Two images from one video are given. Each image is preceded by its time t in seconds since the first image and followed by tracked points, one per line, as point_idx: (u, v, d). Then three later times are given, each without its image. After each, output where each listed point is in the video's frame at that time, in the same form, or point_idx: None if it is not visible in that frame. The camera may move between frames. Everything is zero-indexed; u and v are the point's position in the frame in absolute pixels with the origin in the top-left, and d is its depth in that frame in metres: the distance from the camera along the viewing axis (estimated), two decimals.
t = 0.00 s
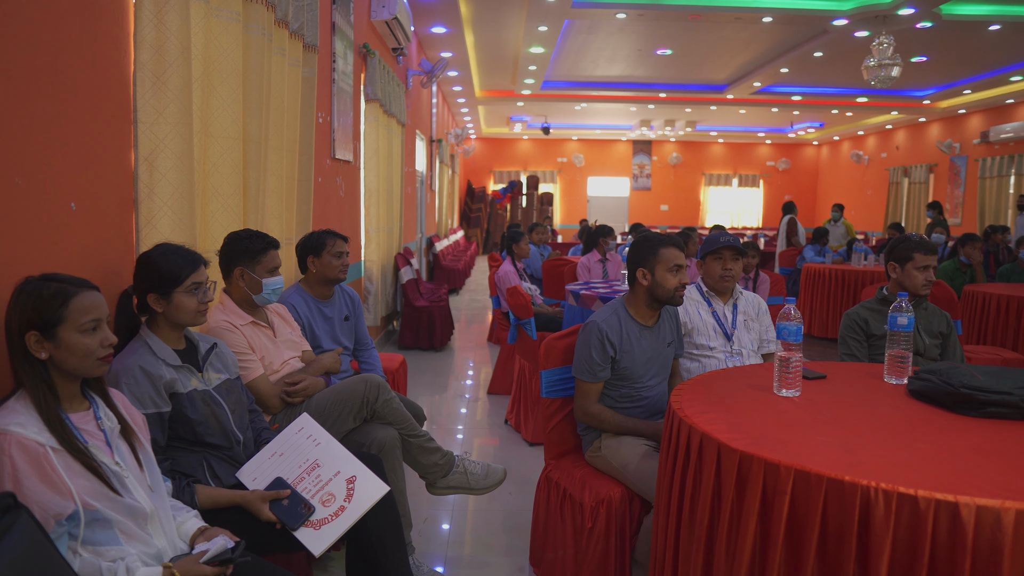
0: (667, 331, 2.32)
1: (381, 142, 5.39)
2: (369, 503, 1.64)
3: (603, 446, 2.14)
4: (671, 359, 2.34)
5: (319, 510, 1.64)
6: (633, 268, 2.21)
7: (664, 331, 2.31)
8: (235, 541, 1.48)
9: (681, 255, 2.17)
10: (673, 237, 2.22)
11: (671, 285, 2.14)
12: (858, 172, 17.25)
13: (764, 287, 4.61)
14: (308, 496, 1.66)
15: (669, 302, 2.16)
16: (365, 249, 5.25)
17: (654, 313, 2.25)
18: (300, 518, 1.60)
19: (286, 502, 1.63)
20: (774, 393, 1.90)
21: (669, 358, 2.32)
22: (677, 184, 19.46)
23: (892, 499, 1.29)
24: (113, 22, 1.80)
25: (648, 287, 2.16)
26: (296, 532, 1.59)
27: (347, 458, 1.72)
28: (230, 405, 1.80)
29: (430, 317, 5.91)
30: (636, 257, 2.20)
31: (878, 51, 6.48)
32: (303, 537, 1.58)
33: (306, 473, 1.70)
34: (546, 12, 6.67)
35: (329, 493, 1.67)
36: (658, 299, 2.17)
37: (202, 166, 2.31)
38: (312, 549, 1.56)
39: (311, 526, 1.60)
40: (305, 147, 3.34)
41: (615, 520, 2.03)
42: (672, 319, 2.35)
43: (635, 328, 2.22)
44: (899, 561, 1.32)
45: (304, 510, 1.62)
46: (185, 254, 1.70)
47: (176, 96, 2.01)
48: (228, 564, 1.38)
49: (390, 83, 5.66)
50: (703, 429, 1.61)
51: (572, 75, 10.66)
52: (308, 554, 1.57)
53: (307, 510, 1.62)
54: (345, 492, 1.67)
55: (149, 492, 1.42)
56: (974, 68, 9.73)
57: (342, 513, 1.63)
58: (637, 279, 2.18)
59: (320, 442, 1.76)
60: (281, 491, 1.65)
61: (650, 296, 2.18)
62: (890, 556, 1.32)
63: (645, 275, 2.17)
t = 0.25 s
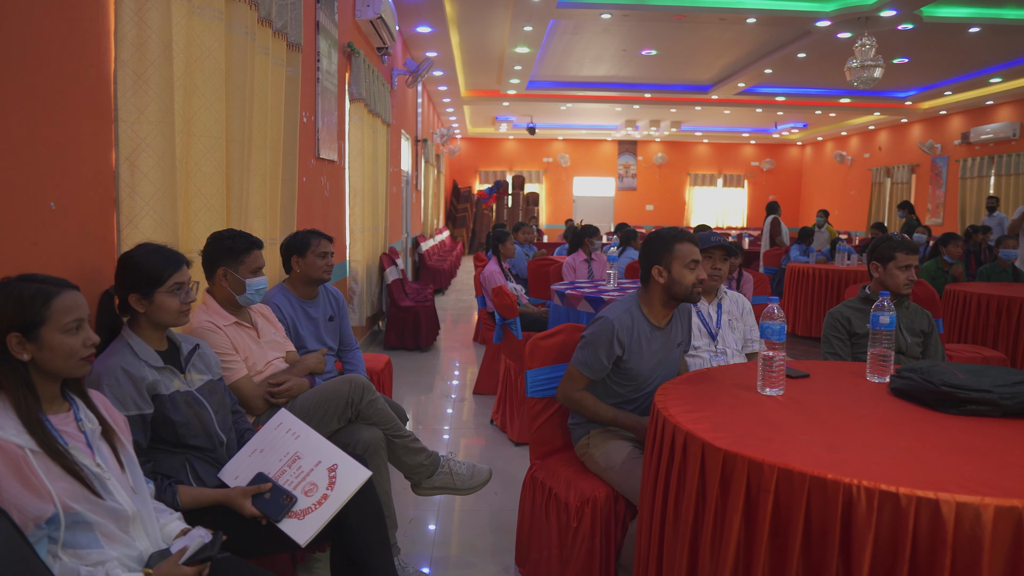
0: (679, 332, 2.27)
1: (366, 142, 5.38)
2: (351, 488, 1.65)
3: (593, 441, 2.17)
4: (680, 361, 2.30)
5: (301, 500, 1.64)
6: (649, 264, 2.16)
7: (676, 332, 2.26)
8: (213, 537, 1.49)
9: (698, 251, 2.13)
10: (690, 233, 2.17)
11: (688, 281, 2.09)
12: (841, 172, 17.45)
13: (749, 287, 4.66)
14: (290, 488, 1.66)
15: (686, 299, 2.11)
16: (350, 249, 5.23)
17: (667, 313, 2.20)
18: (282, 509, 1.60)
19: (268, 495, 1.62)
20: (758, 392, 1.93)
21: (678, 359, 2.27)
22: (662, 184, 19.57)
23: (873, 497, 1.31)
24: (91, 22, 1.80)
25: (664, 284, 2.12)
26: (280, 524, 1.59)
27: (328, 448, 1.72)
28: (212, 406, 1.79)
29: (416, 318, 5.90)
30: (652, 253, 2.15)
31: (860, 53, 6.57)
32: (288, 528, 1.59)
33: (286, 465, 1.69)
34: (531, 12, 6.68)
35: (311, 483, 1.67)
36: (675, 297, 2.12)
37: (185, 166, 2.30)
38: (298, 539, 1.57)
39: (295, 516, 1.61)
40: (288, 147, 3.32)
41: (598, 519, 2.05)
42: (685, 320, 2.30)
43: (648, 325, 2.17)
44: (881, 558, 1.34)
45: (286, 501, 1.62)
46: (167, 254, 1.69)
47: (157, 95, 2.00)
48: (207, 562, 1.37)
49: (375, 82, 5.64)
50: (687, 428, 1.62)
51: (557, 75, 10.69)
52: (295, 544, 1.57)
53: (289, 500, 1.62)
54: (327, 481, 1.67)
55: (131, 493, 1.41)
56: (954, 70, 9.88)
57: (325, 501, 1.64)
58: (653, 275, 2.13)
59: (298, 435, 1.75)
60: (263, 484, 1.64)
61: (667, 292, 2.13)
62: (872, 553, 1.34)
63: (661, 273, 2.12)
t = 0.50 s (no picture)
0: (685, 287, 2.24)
1: (353, 142, 5.36)
2: (332, 480, 1.63)
3: (590, 406, 2.18)
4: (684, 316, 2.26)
5: (283, 495, 1.63)
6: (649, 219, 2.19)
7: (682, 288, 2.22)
8: (196, 536, 1.48)
9: (695, 199, 2.12)
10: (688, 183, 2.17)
11: (682, 228, 2.08)
12: (826, 173, 17.63)
13: (734, 286, 4.70)
14: (273, 483, 1.66)
15: (682, 246, 2.09)
16: (337, 250, 5.22)
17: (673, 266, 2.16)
18: (265, 507, 1.61)
19: (251, 493, 1.62)
20: (743, 390, 1.95)
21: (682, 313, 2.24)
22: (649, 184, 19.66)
23: (858, 494, 1.33)
24: (75, 21, 1.80)
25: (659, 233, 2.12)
26: (263, 520, 1.60)
27: (308, 440, 1.69)
28: (198, 407, 1.79)
29: (403, 318, 5.89)
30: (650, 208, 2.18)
31: (845, 54, 6.65)
32: (270, 524, 1.59)
33: (269, 461, 1.68)
34: (517, 12, 6.70)
35: (293, 477, 1.65)
36: (673, 246, 2.09)
37: (169, 166, 2.28)
38: (281, 535, 1.57)
39: (278, 512, 1.61)
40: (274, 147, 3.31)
41: (585, 518, 2.07)
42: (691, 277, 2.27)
43: (653, 276, 2.13)
44: (865, 554, 1.37)
45: (269, 497, 1.62)
46: (151, 254, 1.68)
47: (141, 95, 2.00)
48: (192, 562, 1.38)
49: (362, 82, 5.63)
50: (672, 427, 1.65)
51: (544, 76, 10.72)
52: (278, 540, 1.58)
53: (271, 497, 1.62)
54: (308, 474, 1.65)
55: (116, 495, 1.40)
56: (937, 71, 10.03)
57: (307, 495, 1.62)
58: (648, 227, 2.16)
59: (280, 428, 1.72)
60: (246, 483, 1.64)
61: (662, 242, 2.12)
62: (856, 549, 1.36)
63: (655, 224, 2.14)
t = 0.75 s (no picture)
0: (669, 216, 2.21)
1: (341, 142, 5.36)
2: (314, 475, 1.62)
3: (597, 368, 2.10)
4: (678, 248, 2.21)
5: (268, 493, 1.64)
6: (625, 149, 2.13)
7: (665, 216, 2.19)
8: (184, 538, 1.49)
9: (675, 128, 2.04)
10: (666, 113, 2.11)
11: (660, 158, 2.03)
12: (813, 173, 17.80)
13: (722, 286, 4.74)
14: (259, 482, 1.66)
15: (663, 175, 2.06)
16: (325, 250, 5.21)
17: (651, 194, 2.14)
18: (251, 505, 1.62)
19: (238, 493, 1.64)
20: (730, 390, 1.98)
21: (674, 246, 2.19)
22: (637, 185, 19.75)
23: (841, 491, 1.36)
24: (59, 20, 1.79)
25: (640, 162, 2.07)
26: (250, 520, 1.61)
27: (291, 436, 1.69)
28: (185, 408, 1.79)
29: (391, 318, 5.89)
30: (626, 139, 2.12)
31: (830, 55, 6.72)
32: (256, 524, 1.60)
33: (255, 460, 1.69)
34: (506, 12, 6.71)
35: (278, 475, 1.66)
36: (650, 176, 2.07)
37: (156, 166, 2.28)
38: (267, 534, 1.58)
39: (264, 511, 1.62)
40: (261, 147, 3.30)
41: (571, 515, 2.09)
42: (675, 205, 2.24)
43: (633, 206, 2.11)
44: (849, 550, 1.39)
45: (255, 496, 1.63)
46: (136, 255, 1.68)
47: (127, 95, 1.99)
48: (179, 563, 1.40)
49: (350, 82, 5.62)
50: (659, 427, 1.67)
51: (532, 76, 10.75)
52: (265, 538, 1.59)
53: (257, 496, 1.63)
54: (292, 471, 1.65)
55: (102, 497, 1.40)
56: (921, 72, 10.16)
57: (291, 492, 1.62)
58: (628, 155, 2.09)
59: (267, 427, 1.73)
60: (234, 483, 1.66)
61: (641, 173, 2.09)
62: (841, 546, 1.39)
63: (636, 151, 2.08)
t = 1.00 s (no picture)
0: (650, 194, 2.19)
1: (330, 142, 5.35)
2: (298, 448, 1.65)
3: (598, 364, 2.08)
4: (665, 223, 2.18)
5: (255, 475, 1.65)
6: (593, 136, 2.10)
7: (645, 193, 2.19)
8: (170, 538, 1.48)
9: (644, 109, 2.03)
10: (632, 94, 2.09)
11: (633, 140, 2.02)
12: (800, 173, 17.95)
13: (711, 285, 4.77)
14: (245, 466, 1.68)
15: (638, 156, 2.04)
16: (314, 250, 5.19)
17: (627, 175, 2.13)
18: (240, 489, 1.64)
19: (225, 480, 1.65)
20: (717, 388, 2.00)
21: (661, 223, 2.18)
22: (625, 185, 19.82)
23: (826, 489, 1.38)
24: (44, 18, 1.79)
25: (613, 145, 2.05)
26: (242, 503, 1.63)
27: (269, 417, 1.71)
28: (173, 408, 1.79)
29: (380, 318, 5.88)
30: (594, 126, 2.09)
31: (818, 56, 6.78)
32: (249, 505, 1.62)
33: (237, 445, 1.71)
34: (495, 12, 6.73)
35: (261, 455, 1.68)
36: (625, 159, 2.05)
37: (142, 166, 2.26)
38: (262, 513, 1.61)
39: (254, 492, 1.64)
40: (249, 147, 3.29)
41: (550, 512, 2.12)
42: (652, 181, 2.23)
43: (614, 189, 2.09)
44: (835, 547, 1.41)
45: (243, 480, 1.65)
46: (121, 255, 1.67)
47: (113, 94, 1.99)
48: (165, 564, 1.38)
49: (338, 82, 5.61)
50: (647, 425, 1.68)
51: (521, 76, 10.77)
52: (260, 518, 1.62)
53: (245, 479, 1.65)
54: (275, 449, 1.67)
55: (88, 499, 1.39)
56: (906, 73, 10.27)
57: (277, 469, 1.64)
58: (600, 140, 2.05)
59: (242, 412, 1.75)
60: (219, 471, 1.67)
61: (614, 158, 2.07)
62: (826, 542, 1.41)
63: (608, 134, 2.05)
